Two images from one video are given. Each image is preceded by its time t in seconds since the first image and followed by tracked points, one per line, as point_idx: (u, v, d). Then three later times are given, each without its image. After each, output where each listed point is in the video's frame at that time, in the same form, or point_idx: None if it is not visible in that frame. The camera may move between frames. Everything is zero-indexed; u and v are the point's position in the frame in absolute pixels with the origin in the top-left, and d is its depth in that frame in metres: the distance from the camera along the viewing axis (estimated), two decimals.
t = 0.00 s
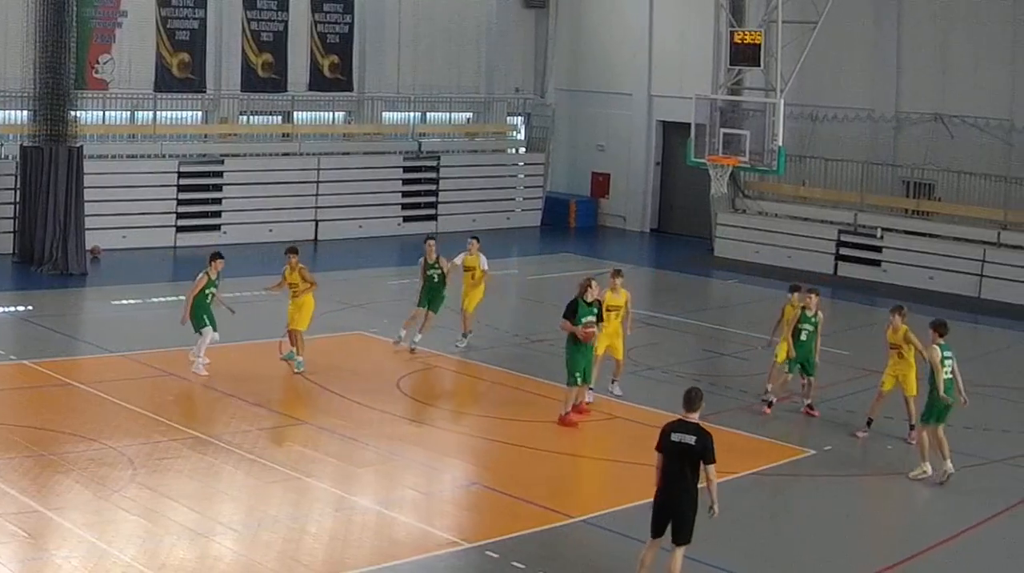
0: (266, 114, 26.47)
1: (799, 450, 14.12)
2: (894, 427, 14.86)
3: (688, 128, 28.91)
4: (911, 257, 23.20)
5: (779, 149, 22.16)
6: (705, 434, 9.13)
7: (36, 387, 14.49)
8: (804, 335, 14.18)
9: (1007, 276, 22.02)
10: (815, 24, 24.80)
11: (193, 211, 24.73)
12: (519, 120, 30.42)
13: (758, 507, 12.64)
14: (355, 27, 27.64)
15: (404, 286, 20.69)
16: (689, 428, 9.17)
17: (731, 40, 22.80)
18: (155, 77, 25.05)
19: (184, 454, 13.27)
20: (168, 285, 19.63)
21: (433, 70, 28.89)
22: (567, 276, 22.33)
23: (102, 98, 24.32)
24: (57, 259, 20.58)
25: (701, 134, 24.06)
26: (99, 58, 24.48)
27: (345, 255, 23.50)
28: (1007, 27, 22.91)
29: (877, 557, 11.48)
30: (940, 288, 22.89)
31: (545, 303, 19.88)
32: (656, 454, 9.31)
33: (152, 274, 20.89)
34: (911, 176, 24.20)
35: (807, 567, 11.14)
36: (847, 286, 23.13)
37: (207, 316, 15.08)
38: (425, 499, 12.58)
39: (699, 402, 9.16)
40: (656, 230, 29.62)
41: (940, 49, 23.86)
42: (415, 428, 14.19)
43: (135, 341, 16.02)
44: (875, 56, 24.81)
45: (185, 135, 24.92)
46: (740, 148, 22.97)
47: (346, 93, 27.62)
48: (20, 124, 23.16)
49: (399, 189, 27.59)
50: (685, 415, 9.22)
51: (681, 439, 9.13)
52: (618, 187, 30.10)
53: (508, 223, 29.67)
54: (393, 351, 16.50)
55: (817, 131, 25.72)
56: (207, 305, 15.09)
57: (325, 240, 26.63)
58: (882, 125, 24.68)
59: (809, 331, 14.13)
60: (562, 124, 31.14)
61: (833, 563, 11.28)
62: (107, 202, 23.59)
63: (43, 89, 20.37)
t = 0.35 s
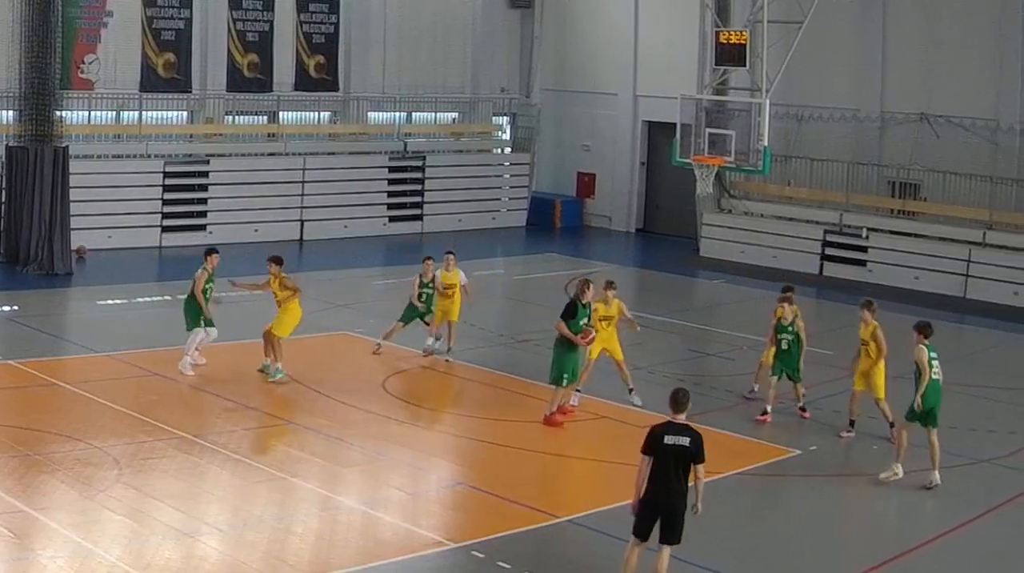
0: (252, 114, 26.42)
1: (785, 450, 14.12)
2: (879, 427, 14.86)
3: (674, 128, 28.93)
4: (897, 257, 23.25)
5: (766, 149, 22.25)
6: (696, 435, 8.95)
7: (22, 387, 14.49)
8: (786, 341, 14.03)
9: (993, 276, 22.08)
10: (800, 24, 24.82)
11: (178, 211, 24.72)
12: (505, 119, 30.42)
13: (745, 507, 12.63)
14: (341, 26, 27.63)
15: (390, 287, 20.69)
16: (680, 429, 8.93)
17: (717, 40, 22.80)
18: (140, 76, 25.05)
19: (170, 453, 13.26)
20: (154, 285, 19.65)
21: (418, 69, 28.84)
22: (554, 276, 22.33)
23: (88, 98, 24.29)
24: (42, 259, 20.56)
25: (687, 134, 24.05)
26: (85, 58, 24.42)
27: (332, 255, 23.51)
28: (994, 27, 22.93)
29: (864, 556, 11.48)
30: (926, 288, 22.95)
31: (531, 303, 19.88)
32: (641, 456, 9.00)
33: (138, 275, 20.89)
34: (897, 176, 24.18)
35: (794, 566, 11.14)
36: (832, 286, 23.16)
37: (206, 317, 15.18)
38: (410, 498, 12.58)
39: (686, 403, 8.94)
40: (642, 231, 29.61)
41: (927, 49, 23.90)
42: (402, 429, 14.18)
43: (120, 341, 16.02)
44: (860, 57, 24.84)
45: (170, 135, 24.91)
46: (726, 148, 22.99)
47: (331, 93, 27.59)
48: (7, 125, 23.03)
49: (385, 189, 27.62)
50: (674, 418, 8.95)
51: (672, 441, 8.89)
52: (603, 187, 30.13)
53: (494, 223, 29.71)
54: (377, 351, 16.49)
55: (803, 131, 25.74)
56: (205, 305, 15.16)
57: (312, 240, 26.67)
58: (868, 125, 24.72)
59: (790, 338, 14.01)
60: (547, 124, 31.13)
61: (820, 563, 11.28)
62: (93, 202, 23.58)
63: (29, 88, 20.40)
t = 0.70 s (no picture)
0: (237, 114, 26.52)
1: (771, 450, 14.13)
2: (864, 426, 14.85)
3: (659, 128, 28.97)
4: (882, 257, 23.29)
5: (749, 149, 22.27)
6: (668, 432, 8.91)
7: (6, 387, 14.47)
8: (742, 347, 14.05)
9: (977, 276, 22.15)
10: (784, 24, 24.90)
11: (164, 211, 24.66)
12: (490, 119, 30.47)
13: (731, 507, 12.63)
14: (326, 26, 27.77)
15: (375, 287, 20.71)
16: (652, 429, 8.90)
17: (702, 40, 22.84)
18: (127, 77, 25.14)
19: (156, 454, 13.26)
20: (140, 286, 19.67)
21: (404, 70, 29.05)
22: (540, 275, 22.36)
23: (73, 98, 24.28)
24: (27, 259, 20.56)
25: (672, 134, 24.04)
26: (70, 58, 24.50)
27: (319, 255, 23.52)
28: (979, 26, 22.95)
29: (850, 557, 11.48)
30: (911, 288, 22.99)
31: (517, 303, 19.88)
32: (613, 458, 8.89)
33: (125, 275, 20.89)
34: (882, 175, 24.19)
35: (780, 566, 11.14)
36: (818, 286, 23.17)
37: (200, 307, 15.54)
38: (395, 498, 12.58)
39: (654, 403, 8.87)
40: (627, 230, 29.68)
41: (912, 48, 23.90)
42: (389, 429, 14.18)
43: (105, 340, 16.02)
44: (845, 56, 24.89)
45: (157, 135, 24.95)
46: (711, 148, 23.00)
47: (317, 93, 27.72)
48: None
49: (370, 189, 27.55)
50: (644, 417, 8.90)
51: (645, 442, 8.85)
52: (588, 187, 30.18)
53: (479, 223, 29.65)
54: (361, 351, 16.49)
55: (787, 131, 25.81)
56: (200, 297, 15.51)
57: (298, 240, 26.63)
58: (853, 125, 24.73)
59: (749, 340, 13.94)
60: (532, 125, 31.21)
61: (806, 563, 11.28)
62: (78, 201, 23.57)
63: (14, 89, 20.41)
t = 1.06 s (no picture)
0: (222, 114, 26.50)
1: (756, 450, 14.13)
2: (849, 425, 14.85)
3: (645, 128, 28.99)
4: (869, 257, 23.35)
5: (735, 149, 22.20)
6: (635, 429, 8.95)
7: None
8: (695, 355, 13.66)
9: (963, 277, 22.18)
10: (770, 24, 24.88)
11: (150, 211, 24.67)
12: (476, 119, 30.57)
13: (716, 507, 12.64)
14: (312, 26, 27.73)
15: (361, 287, 20.72)
16: (620, 428, 8.93)
17: (687, 40, 22.77)
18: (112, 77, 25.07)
19: (141, 454, 13.26)
20: (125, 286, 19.67)
21: (389, 70, 28.93)
22: (526, 275, 22.37)
23: (58, 98, 24.30)
24: (13, 259, 20.58)
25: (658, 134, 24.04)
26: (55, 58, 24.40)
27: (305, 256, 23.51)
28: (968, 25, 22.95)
29: (837, 557, 11.48)
30: (896, 289, 23.07)
31: (503, 303, 19.88)
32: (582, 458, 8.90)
33: (111, 275, 20.88)
34: (869, 176, 24.23)
35: (766, 567, 11.13)
36: (805, 286, 23.17)
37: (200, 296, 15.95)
38: (380, 498, 12.59)
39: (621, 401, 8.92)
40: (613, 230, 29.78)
41: (898, 48, 23.90)
42: (375, 429, 14.19)
43: (91, 340, 16.01)
44: (831, 56, 24.90)
45: (142, 135, 24.94)
46: (697, 148, 22.98)
47: (303, 93, 27.65)
48: None
49: (356, 189, 27.65)
50: (611, 416, 8.95)
51: (614, 440, 8.88)
52: (573, 187, 30.22)
53: (464, 223, 29.68)
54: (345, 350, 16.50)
55: (773, 131, 25.84)
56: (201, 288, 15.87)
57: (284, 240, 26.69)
58: (838, 125, 24.77)
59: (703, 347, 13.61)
60: (518, 126, 31.29)
61: (792, 563, 11.28)
62: (63, 201, 23.57)
63: None
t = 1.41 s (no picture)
0: (210, 114, 26.50)
1: (743, 450, 14.12)
2: (837, 425, 14.85)
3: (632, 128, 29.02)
4: (856, 257, 23.33)
5: (723, 149, 22.22)
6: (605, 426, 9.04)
7: None
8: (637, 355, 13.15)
9: (950, 276, 22.18)
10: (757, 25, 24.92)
11: (137, 211, 24.66)
12: (463, 119, 30.62)
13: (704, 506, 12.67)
14: (299, 26, 27.79)
15: (348, 287, 20.74)
16: (589, 425, 9.00)
17: (674, 40, 22.85)
18: (99, 77, 25.20)
19: (129, 454, 13.26)
20: (113, 285, 19.68)
21: (376, 70, 29.03)
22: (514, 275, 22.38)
23: (46, 98, 24.29)
24: None
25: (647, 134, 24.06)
26: (43, 58, 24.41)
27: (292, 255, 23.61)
28: (957, 25, 22.96)
29: (825, 556, 11.48)
30: (884, 288, 23.05)
31: (490, 304, 19.90)
32: (554, 458, 8.93)
33: (98, 275, 20.89)
34: (855, 176, 24.31)
35: (754, 566, 11.13)
36: (793, 286, 23.17)
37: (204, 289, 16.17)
38: (369, 498, 12.59)
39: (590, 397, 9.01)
40: (600, 230, 29.74)
41: (886, 48, 23.95)
42: (361, 429, 14.19)
43: (79, 339, 16.01)
44: (818, 56, 24.97)
45: (129, 135, 24.87)
46: (684, 148, 23.00)
47: (290, 93, 27.73)
48: None
49: (343, 189, 27.64)
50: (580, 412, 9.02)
51: (585, 437, 8.95)
52: (561, 187, 30.27)
53: (451, 223, 29.65)
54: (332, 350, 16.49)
55: (760, 132, 25.90)
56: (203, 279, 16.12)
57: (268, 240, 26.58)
58: (826, 126, 24.83)
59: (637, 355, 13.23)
60: (505, 125, 31.31)
61: (781, 563, 11.27)
62: (51, 201, 23.57)
63: None
